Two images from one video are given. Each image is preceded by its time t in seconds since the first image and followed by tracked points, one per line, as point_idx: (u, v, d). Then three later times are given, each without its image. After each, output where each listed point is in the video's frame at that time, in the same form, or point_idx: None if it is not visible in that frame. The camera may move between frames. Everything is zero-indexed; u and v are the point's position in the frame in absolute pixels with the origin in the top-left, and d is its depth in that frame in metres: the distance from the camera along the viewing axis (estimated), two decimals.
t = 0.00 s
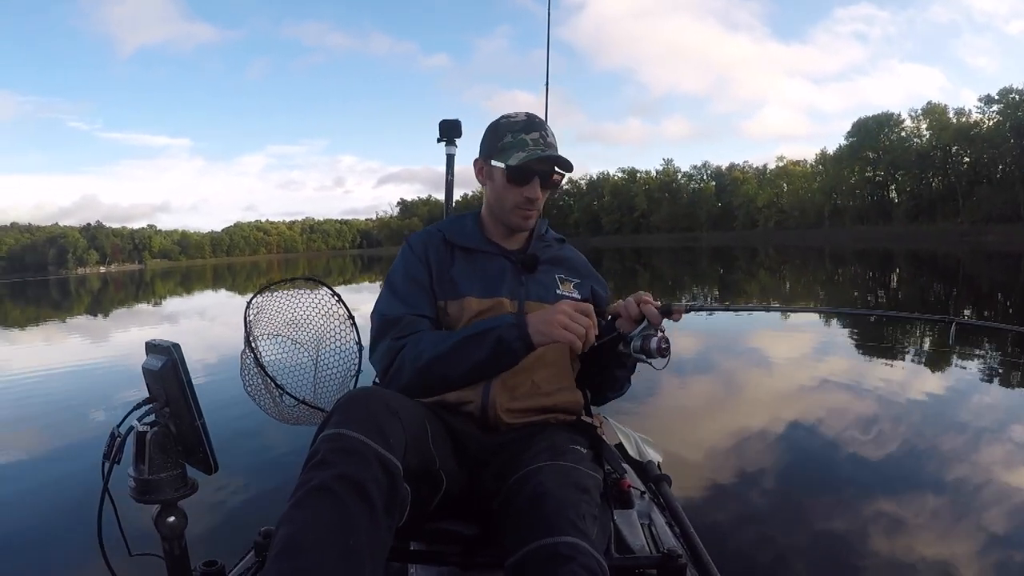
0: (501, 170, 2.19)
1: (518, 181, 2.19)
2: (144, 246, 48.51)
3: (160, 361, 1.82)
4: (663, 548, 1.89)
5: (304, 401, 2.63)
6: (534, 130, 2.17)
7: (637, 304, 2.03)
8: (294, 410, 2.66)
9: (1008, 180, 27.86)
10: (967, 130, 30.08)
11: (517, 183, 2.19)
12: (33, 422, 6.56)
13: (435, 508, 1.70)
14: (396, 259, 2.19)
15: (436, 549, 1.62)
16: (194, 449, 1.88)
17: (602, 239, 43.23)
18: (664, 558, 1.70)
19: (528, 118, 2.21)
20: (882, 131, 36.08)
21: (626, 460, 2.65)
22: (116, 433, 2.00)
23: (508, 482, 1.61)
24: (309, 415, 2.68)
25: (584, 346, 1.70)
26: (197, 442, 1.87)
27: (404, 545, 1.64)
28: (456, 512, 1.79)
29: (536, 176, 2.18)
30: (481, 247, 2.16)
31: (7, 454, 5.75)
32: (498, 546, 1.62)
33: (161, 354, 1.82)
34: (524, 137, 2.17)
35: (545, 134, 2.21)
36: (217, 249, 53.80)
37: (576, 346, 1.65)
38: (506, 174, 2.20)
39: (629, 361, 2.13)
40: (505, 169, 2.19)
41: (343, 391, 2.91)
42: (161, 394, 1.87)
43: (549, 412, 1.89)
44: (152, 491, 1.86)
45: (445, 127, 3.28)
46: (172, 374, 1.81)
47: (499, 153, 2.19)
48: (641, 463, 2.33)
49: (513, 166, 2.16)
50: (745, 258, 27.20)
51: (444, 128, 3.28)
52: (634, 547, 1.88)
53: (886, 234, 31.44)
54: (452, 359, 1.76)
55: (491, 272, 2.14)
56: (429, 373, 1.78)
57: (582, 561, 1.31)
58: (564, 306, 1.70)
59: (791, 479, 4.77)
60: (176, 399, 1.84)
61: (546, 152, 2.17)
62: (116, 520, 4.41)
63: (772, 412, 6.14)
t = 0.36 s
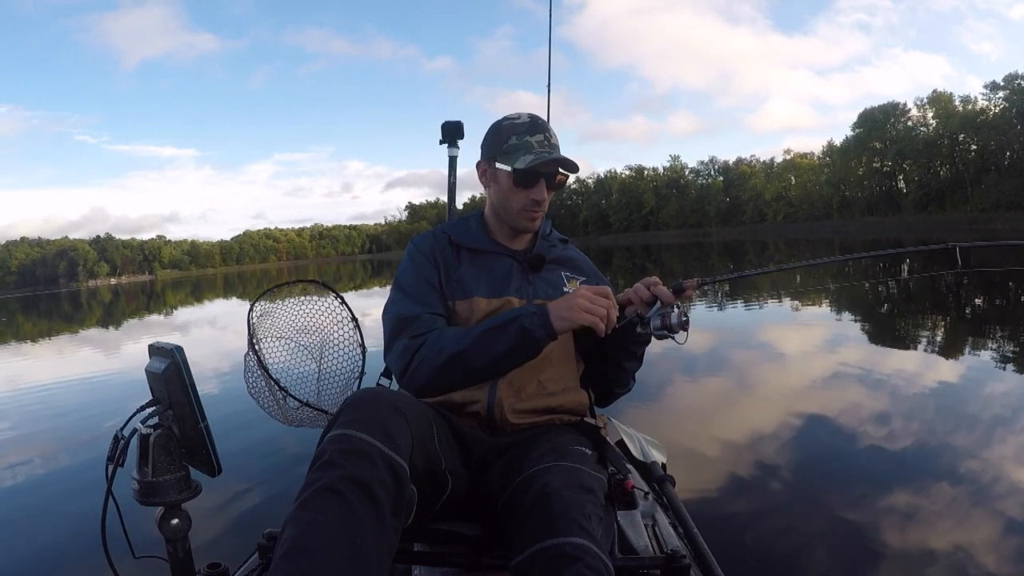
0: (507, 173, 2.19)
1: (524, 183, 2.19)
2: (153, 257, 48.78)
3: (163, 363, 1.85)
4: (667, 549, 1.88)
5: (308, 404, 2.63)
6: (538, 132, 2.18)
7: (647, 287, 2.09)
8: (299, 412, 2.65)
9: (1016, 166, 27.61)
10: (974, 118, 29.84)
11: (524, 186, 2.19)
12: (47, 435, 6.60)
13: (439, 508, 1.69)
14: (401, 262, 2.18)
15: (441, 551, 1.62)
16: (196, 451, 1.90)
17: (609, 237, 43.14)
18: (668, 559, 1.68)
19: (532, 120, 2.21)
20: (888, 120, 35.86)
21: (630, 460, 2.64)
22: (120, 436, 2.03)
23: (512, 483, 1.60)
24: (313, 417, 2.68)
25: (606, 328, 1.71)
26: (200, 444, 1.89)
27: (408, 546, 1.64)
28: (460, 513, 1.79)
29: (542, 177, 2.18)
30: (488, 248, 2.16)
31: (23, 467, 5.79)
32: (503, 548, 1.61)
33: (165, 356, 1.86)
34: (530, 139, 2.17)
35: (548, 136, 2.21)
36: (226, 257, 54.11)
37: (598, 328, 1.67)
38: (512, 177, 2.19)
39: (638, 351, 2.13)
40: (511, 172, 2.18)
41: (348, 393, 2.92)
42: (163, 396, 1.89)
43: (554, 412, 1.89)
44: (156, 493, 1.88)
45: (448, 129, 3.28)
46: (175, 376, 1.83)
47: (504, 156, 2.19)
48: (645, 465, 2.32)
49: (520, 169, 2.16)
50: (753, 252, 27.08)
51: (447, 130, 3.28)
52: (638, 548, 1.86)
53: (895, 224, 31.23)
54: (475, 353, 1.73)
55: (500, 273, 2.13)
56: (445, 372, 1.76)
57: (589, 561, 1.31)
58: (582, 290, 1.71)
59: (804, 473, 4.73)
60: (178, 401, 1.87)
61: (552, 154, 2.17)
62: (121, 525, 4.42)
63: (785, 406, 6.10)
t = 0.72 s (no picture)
0: (533, 175, 2.15)
1: (547, 186, 2.16)
2: (161, 261, 48.97)
3: (167, 366, 1.86)
4: (670, 550, 1.87)
5: (312, 405, 2.63)
6: (561, 138, 2.19)
7: (645, 268, 2.05)
8: (302, 415, 2.67)
9: None
10: (981, 113, 29.70)
11: (546, 188, 2.17)
12: (57, 440, 6.64)
13: (443, 509, 1.69)
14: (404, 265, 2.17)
15: (444, 552, 1.62)
16: (200, 454, 1.90)
17: (616, 236, 43.11)
18: (672, 559, 1.68)
19: (551, 125, 2.21)
20: (895, 117, 35.69)
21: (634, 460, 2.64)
22: (123, 440, 2.03)
23: (517, 484, 1.60)
24: (316, 419, 2.69)
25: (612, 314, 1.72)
26: (204, 447, 1.89)
27: (412, 548, 1.64)
28: (464, 515, 1.78)
29: (566, 181, 2.17)
30: (494, 249, 2.16)
31: (34, 472, 5.82)
32: (507, 548, 1.62)
33: (168, 359, 1.87)
34: (555, 143, 2.17)
35: (565, 142, 2.23)
36: (234, 261, 54.35)
37: (605, 314, 1.67)
38: (537, 179, 2.16)
39: (642, 338, 2.11)
40: (537, 174, 2.15)
41: (350, 395, 2.93)
42: (166, 399, 1.89)
43: (559, 412, 1.88)
44: (160, 496, 1.88)
45: (451, 130, 3.28)
46: (178, 378, 1.84)
47: (531, 157, 2.14)
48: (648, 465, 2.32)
49: (550, 173, 2.14)
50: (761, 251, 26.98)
51: (449, 131, 3.28)
52: (641, 549, 1.86)
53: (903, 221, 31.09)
54: (483, 349, 1.72)
55: (507, 273, 2.13)
56: (449, 371, 1.76)
57: (594, 562, 1.30)
58: (584, 279, 1.71)
59: (814, 471, 4.72)
60: (182, 404, 1.87)
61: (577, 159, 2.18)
62: (125, 528, 4.44)
63: (793, 404, 6.08)
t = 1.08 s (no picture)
0: (571, 184, 2.14)
1: (581, 195, 2.17)
2: (169, 251, 49.13)
3: (171, 362, 1.87)
4: (672, 550, 1.87)
5: (314, 403, 2.65)
6: (595, 149, 2.20)
7: (636, 257, 2.01)
8: (305, 412, 2.68)
9: None
10: (991, 124, 29.63)
11: (579, 196, 2.18)
12: (60, 428, 6.66)
13: (444, 508, 1.69)
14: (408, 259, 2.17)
15: (446, 550, 1.62)
16: (203, 450, 1.91)
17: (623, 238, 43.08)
18: (673, 560, 1.67)
19: (584, 135, 2.21)
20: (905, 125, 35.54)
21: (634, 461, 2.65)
22: (125, 437, 2.03)
23: (519, 484, 1.60)
24: (319, 417, 2.70)
25: (603, 310, 1.72)
26: (207, 443, 1.90)
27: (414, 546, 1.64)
28: (466, 514, 1.79)
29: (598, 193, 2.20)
30: (502, 246, 2.16)
31: (36, 458, 5.84)
32: (509, 548, 1.62)
33: (172, 355, 1.87)
34: (593, 154, 2.17)
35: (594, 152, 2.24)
36: (241, 252, 54.46)
37: (596, 312, 1.67)
38: (573, 188, 2.15)
39: (640, 332, 2.09)
40: (576, 183, 2.14)
41: (353, 392, 2.94)
42: (170, 395, 1.90)
43: (561, 412, 1.88)
44: (162, 493, 1.88)
45: (455, 130, 3.28)
46: (182, 375, 1.85)
47: (573, 166, 2.12)
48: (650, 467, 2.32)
49: (590, 184, 2.14)
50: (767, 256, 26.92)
51: (454, 131, 3.28)
52: (643, 549, 1.86)
53: (911, 231, 31.01)
54: (475, 345, 1.72)
55: (513, 272, 2.13)
56: (445, 366, 1.76)
57: (596, 563, 1.30)
58: (576, 276, 1.71)
59: (815, 479, 4.71)
60: (186, 400, 1.88)
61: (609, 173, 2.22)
62: (125, 520, 4.46)
63: (796, 411, 6.06)
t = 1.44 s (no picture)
0: (580, 189, 2.14)
1: (588, 201, 2.17)
2: (174, 249, 49.21)
3: (169, 363, 1.86)
4: (671, 550, 1.86)
5: (313, 403, 2.65)
6: (604, 157, 2.21)
7: (623, 248, 2.02)
8: (304, 412, 2.68)
9: None
10: (998, 125, 29.56)
11: (586, 202, 2.17)
12: (64, 424, 6.68)
13: (443, 508, 1.70)
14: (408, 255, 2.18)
15: (445, 550, 1.62)
16: (201, 450, 1.90)
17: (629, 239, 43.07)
18: (672, 560, 1.67)
19: (594, 143, 2.21)
20: (911, 126, 35.43)
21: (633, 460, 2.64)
22: (124, 437, 2.03)
23: (517, 484, 1.60)
24: (317, 416, 2.70)
25: (592, 301, 1.71)
26: (204, 444, 1.89)
27: (412, 547, 1.64)
28: (465, 514, 1.78)
29: (605, 200, 2.20)
30: (503, 245, 2.16)
31: (40, 455, 5.86)
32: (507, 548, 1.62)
33: (170, 356, 1.86)
34: (602, 161, 2.17)
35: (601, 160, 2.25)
36: (246, 251, 54.60)
37: (584, 303, 1.66)
38: (581, 193, 2.15)
39: (633, 328, 2.03)
40: (585, 188, 2.14)
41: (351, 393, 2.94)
42: (169, 396, 1.90)
43: (559, 414, 1.87)
44: (161, 493, 1.89)
45: (454, 129, 3.28)
46: (180, 376, 1.84)
47: (583, 171, 2.12)
48: (649, 466, 2.31)
49: (598, 190, 2.14)
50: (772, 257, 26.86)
51: (453, 130, 3.28)
52: (642, 549, 1.86)
53: (916, 232, 30.93)
54: (461, 341, 1.73)
55: (512, 272, 2.13)
56: (438, 360, 1.77)
57: (594, 563, 1.30)
58: (563, 267, 1.71)
59: (817, 481, 4.69)
60: (184, 401, 1.87)
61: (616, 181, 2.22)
62: (125, 519, 4.46)
63: (799, 413, 6.05)
